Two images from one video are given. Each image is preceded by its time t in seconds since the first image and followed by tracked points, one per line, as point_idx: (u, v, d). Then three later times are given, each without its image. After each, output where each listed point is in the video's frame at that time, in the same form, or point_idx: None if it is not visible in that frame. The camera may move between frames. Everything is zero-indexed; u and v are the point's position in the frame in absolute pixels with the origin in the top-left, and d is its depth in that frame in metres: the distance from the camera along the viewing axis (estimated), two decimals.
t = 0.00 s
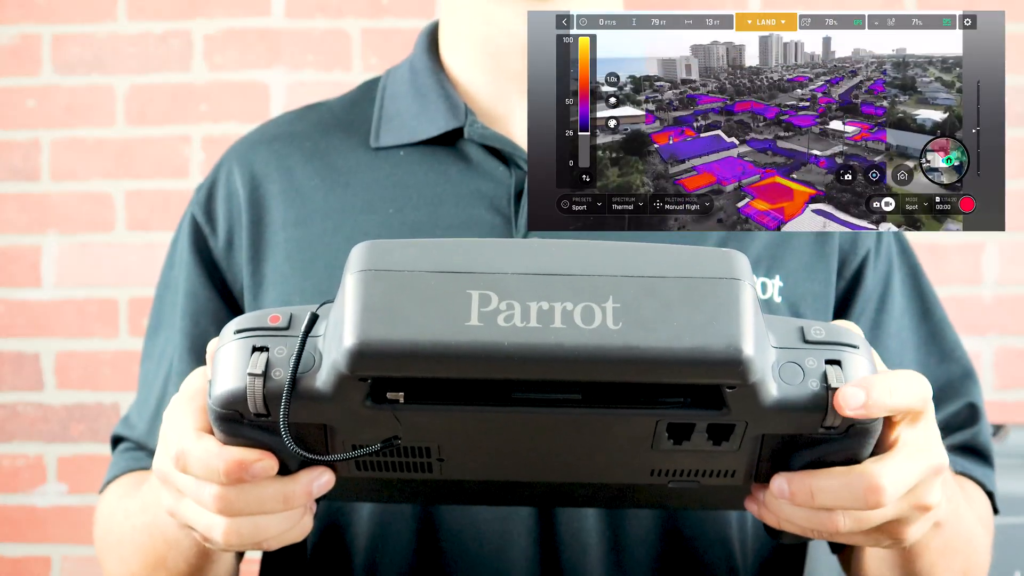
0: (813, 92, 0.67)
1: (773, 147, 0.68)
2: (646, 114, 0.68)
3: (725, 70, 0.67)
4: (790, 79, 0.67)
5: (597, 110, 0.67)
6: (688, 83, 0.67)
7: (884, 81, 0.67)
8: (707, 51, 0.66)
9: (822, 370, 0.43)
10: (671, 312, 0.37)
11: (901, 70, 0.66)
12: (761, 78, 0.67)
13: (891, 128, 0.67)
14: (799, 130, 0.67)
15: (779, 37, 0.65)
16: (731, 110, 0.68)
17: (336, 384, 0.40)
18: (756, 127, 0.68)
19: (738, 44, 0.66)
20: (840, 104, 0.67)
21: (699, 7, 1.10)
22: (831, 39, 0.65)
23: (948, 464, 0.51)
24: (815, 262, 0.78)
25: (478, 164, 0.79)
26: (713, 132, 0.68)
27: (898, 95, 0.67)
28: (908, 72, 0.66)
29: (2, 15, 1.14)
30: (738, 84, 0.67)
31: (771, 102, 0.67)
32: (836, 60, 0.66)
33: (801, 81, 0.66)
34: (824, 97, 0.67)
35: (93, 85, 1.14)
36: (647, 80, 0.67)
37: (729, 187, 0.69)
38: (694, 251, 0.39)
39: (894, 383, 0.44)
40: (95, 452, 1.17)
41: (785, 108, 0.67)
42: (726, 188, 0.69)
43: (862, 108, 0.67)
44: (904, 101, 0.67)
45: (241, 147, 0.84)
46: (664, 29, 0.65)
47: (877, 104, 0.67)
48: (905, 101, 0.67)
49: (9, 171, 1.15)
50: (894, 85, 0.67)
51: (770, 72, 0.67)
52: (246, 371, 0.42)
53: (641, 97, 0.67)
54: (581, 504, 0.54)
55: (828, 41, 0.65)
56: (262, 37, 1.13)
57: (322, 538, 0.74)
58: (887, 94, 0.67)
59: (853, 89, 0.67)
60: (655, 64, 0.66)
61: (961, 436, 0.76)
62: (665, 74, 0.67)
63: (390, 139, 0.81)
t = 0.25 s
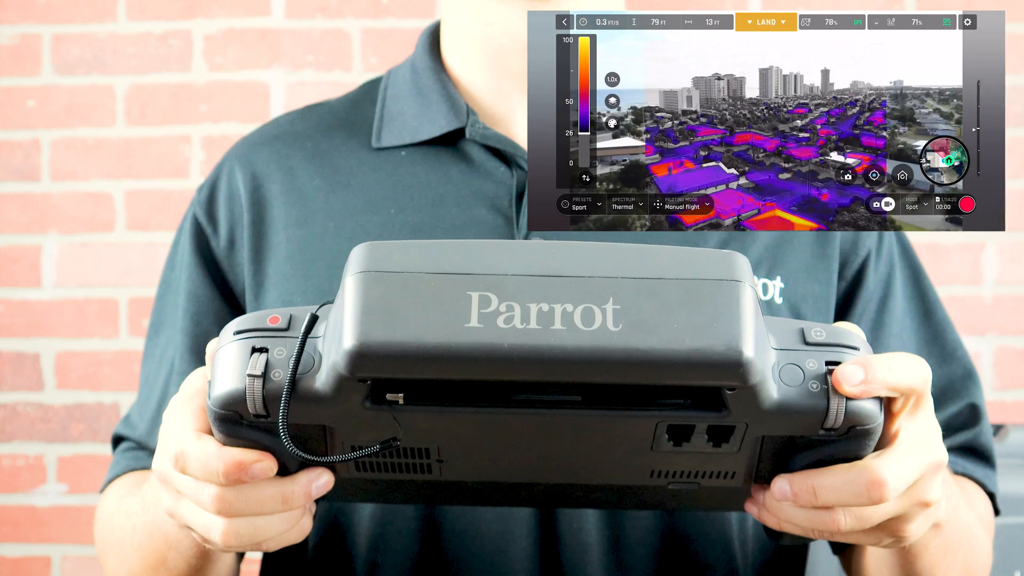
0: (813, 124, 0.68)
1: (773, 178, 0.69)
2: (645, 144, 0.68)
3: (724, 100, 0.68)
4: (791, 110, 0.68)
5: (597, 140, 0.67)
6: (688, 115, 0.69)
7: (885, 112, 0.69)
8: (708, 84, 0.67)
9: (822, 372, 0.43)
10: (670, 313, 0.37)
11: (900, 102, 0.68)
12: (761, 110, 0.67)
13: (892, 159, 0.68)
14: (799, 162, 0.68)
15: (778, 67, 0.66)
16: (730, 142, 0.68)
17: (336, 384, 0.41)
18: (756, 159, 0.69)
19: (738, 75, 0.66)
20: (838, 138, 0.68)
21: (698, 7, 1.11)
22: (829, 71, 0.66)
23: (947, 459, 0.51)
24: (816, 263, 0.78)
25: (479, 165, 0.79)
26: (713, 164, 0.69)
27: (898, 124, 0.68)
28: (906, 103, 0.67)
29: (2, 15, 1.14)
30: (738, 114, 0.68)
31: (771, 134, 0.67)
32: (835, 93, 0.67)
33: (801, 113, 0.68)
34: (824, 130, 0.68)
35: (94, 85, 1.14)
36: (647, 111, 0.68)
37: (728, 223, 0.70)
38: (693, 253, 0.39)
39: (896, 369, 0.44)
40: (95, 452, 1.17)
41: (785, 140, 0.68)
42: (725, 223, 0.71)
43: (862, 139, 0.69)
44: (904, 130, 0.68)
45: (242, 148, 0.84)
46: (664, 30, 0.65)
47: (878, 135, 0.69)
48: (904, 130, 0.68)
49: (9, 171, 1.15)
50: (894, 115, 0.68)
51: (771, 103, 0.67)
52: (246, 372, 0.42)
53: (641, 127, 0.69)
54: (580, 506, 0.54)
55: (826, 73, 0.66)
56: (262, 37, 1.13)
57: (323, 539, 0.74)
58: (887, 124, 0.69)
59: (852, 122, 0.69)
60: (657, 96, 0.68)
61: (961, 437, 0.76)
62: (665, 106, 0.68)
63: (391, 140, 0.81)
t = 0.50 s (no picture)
0: (812, 142, 0.68)
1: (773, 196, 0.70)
2: (644, 164, 0.69)
3: (725, 121, 0.69)
4: (791, 130, 0.68)
5: (597, 160, 0.67)
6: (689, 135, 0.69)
7: (886, 130, 0.68)
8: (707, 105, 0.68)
9: (824, 372, 0.43)
10: (672, 308, 0.37)
11: (900, 120, 0.68)
12: (760, 130, 0.68)
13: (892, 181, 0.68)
14: (799, 181, 0.69)
15: (778, 88, 0.67)
16: (730, 162, 0.69)
17: (338, 378, 0.40)
18: (755, 178, 0.70)
19: (738, 96, 0.68)
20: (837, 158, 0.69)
21: (698, 7, 1.11)
22: (829, 92, 0.67)
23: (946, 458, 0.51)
24: (817, 264, 0.78)
25: (481, 165, 0.79)
26: (713, 183, 0.70)
27: (899, 143, 0.68)
28: (906, 122, 0.67)
29: (2, 15, 1.14)
30: (739, 134, 0.69)
31: (769, 153, 0.69)
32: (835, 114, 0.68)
33: (801, 132, 0.68)
34: (824, 148, 0.68)
35: (93, 85, 1.14)
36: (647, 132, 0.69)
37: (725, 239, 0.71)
38: (696, 249, 0.39)
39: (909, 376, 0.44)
40: (95, 452, 1.17)
41: (784, 159, 0.69)
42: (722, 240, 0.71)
43: (862, 158, 0.68)
44: (904, 149, 0.67)
45: (244, 147, 0.84)
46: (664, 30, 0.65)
47: (880, 152, 0.68)
48: (905, 149, 0.67)
49: (9, 172, 1.15)
50: (894, 133, 0.68)
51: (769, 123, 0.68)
52: (250, 364, 0.42)
53: (641, 147, 0.69)
54: (581, 506, 0.54)
55: (826, 94, 0.67)
56: (263, 37, 1.13)
57: (323, 540, 0.74)
58: (888, 143, 0.68)
59: (853, 141, 0.68)
60: (659, 114, 0.68)
61: (962, 439, 0.76)
62: (665, 126, 0.69)
63: (393, 140, 0.81)
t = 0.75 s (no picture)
0: (812, 152, 0.68)
1: (773, 206, 0.70)
2: (644, 173, 0.69)
3: (724, 131, 0.68)
4: (790, 140, 0.68)
5: (597, 170, 0.68)
6: (689, 146, 0.69)
7: (886, 140, 0.68)
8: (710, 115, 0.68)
9: (822, 370, 0.43)
10: (670, 307, 0.37)
11: (900, 131, 0.67)
12: (760, 140, 0.68)
13: (892, 189, 0.68)
14: (799, 190, 0.69)
15: (778, 97, 0.67)
16: (729, 171, 0.69)
17: (337, 378, 0.40)
18: (755, 189, 0.70)
19: (738, 104, 0.67)
20: (836, 169, 0.69)
21: (698, 7, 1.11)
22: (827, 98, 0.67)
23: (947, 455, 0.51)
24: (817, 263, 0.78)
25: (481, 165, 0.79)
26: (713, 191, 0.70)
27: (899, 152, 0.68)
28: (906, 132, 0.67)
29: (2, 15, 1.14)
30: (739, 143, 0.68)
31: (768, 164, 0.69)
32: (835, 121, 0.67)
33: (801, 142, 0.68)
34: (824, 157, 0.69)
35: (94, 85, 1.14)
36: (647, 142, 0.68)
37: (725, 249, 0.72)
38: (694, 248, 0.39)
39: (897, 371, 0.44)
40: (95, 452, 1.17)
41: (784, 168, 0.69)
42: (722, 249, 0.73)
43: (860, 164, 0.69)
44: (905, 158, 0.67)
45: (244, 148, 0.84)
46: (664, 29, 0.65)
47: (880, 157, 0.68)
48: (905, 158, 0.67)
49: (9, 172, 1.15)
50: (894, 144, 0.68)
51: (768, 132, 0.68)
52: (248, 366, 0.42)
53: (640, 157, 0.68)
54: (582, 506, 0.54)
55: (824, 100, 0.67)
56: (263, 37, 1.13)
57: (324, 540, 0.74)
58: (889, 153, 0.68)
59: (854, 149, 0.68)
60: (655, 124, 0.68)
61: (962, 439, 0.75)
62: (665, 135, 0.68)
63: (394, 140, 0.81)
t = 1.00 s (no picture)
0: (812, 155, 0.68)
1: (773, 209, 0.71)
2: (644, 177, 0.69)
3: (724, 133, 0.68)
4: (790, 143, 0.68)
5: (597, 173, 0.68)
6: (688, 148, 0.69)
7: (886, 142, 0.68)
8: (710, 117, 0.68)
9: (822, 374, 0.43)
10: (669, 313, 0.37)
11: (900, 134, 0.67)
12: (761, 141, 0.68)
13: (892, 191, 0.68)
14: (798, 193, 0.70)
15: (778, 98, 0.67)
16: (729, 174, 0.70)
17: (336, 385, 0.41)
18: (756, 191, 0.70)
19: (739, 106, 0.67)
20: (836, 168, 0.68)
21: (698, 7, 1.10)
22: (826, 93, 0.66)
23: (948, 458, 0.51)
24: (817, 264, 0.78)
25: (481, 166, 0.79)
26: (712, 195, 0.70)
27: (899, 156, 0.67)
28: (906, 135, 0.67)
29: (2, 15, 1.14)
30: (738, 146, 0.69)
31: (768, 167, 0.69)
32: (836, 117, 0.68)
33: (802, 146, 0.68)
34: (824, 159, 0.68)
35: (94, 85, 1.14)
36: (647, 144, 0.68)
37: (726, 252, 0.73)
38: (692, 254, 0.39)
39: (900, 396, 0.45)
40: (95, 452, 1.17)
41: (784, 170, 0.69)
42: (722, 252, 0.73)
43: (857, 165, 0.68)
44: (904, 161, 0.67)
45: (244, 149, 0.84)
46: (664, 30, 0.65)
47: (882, 159, 0.68)
48: (905, 161, 0.67)
49: (9, 172, 1.15)
50: (894, 147, 0.68)
51: (769, 135, 0.68)
52: (247, 372, 0.42)
53: (641, 160, 0.68)
54: (582, 509, 0.54)
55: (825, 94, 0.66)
56: (263, 37, 1.13)
57: (324, 542, 0.75)
58: (889, 156, 0.68)
59: (854, 152, 0.68)
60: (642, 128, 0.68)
61: (962, 440, 0.76)
62: (664, 137, 0.69)
63: (394, 141, 0.81)
